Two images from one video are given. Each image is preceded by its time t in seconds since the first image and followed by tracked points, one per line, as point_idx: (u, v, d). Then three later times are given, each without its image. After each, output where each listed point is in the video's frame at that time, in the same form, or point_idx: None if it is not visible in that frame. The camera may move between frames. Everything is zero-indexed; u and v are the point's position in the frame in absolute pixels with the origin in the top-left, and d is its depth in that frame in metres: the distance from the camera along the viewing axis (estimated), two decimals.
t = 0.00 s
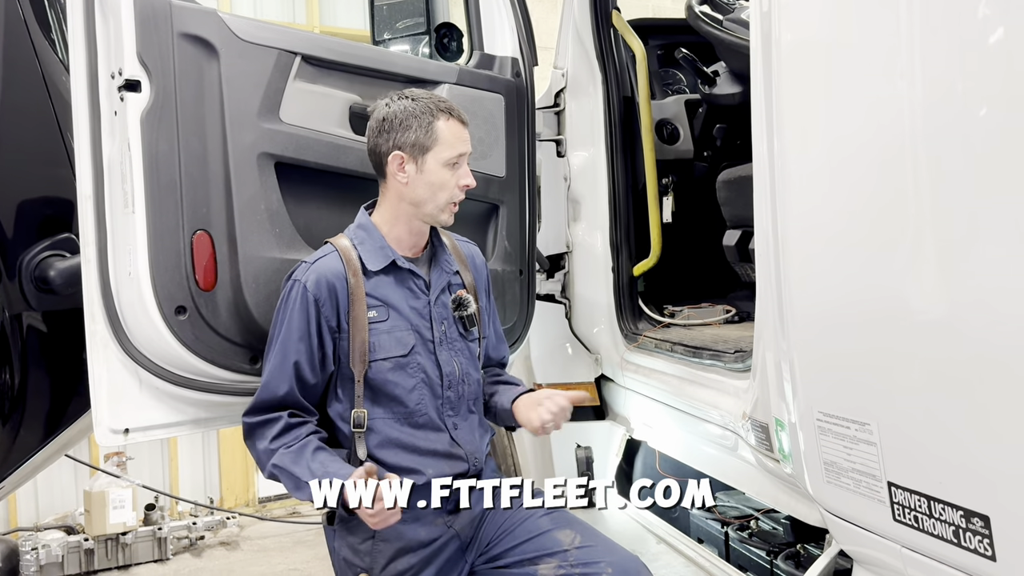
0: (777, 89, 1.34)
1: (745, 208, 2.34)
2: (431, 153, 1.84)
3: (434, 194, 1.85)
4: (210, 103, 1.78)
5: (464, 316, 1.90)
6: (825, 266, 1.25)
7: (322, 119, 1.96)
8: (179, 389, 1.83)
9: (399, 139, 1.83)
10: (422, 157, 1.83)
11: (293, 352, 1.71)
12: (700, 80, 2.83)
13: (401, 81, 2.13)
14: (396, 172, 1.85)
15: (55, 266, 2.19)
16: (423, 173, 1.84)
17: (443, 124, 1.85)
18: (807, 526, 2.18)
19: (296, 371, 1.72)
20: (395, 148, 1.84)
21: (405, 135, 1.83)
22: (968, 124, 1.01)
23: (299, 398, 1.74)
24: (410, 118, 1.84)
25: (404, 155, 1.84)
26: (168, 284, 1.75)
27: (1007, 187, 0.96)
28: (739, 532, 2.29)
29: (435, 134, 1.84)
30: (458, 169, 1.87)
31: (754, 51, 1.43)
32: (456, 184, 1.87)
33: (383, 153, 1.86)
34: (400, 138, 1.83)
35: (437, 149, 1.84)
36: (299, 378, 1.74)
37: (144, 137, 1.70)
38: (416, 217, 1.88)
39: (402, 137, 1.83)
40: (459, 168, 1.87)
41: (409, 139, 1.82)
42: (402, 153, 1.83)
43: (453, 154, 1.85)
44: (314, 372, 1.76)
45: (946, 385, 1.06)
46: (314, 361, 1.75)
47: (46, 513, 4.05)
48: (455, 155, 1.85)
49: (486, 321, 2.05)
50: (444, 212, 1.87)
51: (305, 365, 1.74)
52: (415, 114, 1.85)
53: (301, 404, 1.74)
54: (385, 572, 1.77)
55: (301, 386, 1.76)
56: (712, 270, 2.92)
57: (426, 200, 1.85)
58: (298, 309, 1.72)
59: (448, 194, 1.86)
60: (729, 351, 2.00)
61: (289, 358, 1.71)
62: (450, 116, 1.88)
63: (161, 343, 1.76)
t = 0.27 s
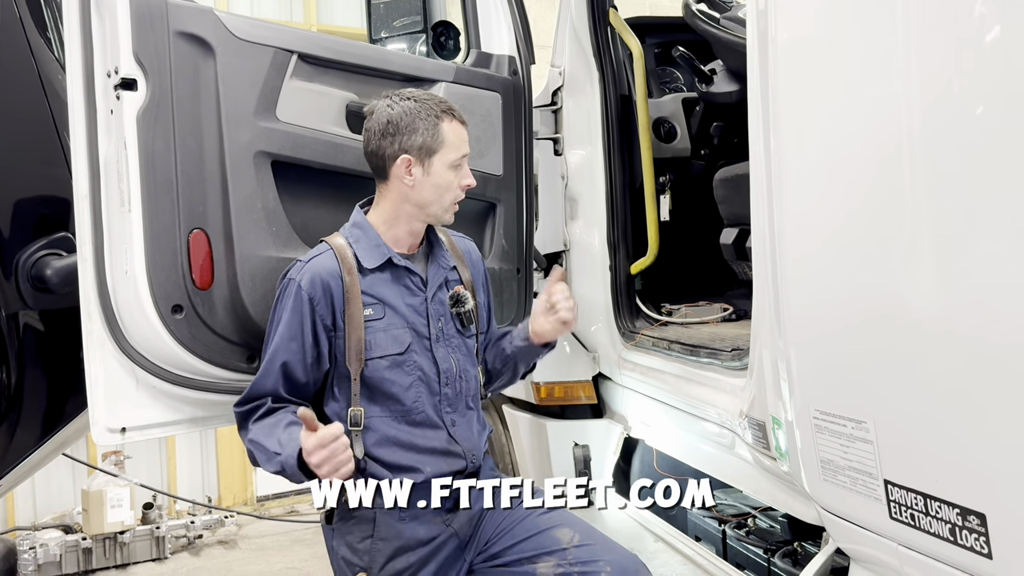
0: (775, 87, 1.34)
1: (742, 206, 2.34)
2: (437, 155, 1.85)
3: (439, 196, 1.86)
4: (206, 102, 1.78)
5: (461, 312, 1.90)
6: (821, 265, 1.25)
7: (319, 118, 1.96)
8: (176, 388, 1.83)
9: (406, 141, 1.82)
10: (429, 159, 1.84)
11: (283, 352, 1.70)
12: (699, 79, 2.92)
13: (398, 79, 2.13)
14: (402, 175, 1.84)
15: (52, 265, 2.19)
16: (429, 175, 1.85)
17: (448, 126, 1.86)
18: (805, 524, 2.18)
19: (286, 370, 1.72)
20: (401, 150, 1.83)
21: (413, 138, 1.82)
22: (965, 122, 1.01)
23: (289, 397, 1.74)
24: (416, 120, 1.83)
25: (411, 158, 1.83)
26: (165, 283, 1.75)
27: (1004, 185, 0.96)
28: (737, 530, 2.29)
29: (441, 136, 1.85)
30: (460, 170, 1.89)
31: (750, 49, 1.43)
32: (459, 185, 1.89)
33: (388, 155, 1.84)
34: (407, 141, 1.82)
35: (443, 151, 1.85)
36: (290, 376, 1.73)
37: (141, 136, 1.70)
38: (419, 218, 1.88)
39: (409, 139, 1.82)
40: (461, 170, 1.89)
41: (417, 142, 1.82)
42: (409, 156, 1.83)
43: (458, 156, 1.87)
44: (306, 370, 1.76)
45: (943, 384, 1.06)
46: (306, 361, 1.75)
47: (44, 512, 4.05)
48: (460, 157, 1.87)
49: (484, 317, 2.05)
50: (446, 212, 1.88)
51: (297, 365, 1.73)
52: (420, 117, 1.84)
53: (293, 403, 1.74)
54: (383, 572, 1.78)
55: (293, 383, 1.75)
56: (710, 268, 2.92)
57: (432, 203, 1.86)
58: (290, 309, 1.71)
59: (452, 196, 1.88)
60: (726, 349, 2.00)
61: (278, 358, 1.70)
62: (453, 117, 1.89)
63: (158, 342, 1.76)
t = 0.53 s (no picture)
0: (769, 84, 1.34)
1: (737, 202, 2.34)
2: (427, 148, 1.84)
3: (429, 189, 1.85)
4: (198, 100, 1.77)
5: (455, 306, 1.90)
6: (816, 261, 1.25)
7: (312, 115, 1.95)
8: (169, 388, 1.83)
9: (395, 135, 1.82)
10: (418, 152, 1.83)
11: (287, 349, 1.67)
12: (693, 76, 2.78)
13: (391, 76, 2.11)
14: (391, 168, 1.83)
15: (44, 264, 2.18)
16: (419, 168, 1.84)
17: (437, 118, 1.86)
18: (800, 520, 2.19)
19: (291, 369, 1.68)
20: (391, 144, 1.82)
21: (402, 131, 1.82)
22: (959, 119, 1.00)
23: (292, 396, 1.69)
24: (404, 113, 1.83)
25: (401, 151, 1.82)
26: (157, 283, 1.74)
27: (999, 181, 0.96)
28: (732, 526, 2.29)
29: (430, 129, 1.84)
30: (449, 163, 1.89)
31: (744, 45, 1.42)
32: (450, 178, 1.88)
33: (378, 149, 1.83)
34: (396, 134, 1.82)
35: (432, 144, 1.85)
36: (294, 375, 1.69)
37: (132, 135, 1.69)
38: (410, 212, 1.87)
39: (398, 132, 1.82)
40: (450, 163, 1.89)
41: (406, 134, 1.82)
42: (398, 149, 1.82)
43: (447, 149, 1.86)
44: (309, 368, 1.71)
45: (939, 381, 1.06)
46: (309, 358, 1.71)
47: (38, 512, 4.03)
48: (449, 150, 1.87)
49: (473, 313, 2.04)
50: (437, 206, 1.87)
51: (301, 363, 1.69)
52: (408, 110, 1.84)
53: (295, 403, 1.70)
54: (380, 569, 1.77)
55: (296, 383, 1.70)
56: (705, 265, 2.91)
57: (422, 196, 1.85)
58: (292, 305, 1.68)
59: (442, 189, 1.87)
60: (722, 345, 1.99)
61: (282, 355, 1.67)
62: (441, 111, 1.89)
63: (151, 341, 1.76)
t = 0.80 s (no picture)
0: (767, 82, 1.34)
1: (735, 201, 2.34)
2: (423, 150, 1.84)
3: (425, 191, 1.85)
4: (196, 99, 1.76)
5: (450, 305, 1.91)
6: (814, 260, 1.25)
7: (310, 114, 1.94)
8: (168, 387, 1.83)
9: (392, 136, 1.82)
10: (415, 154, 1.83)
11: (284, 348, 1.67)
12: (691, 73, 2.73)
13: (389, 75, 2.11)
14: (387, 169, 1.83)
15: (42, 264, 2.18)
16: (416, 170, 1.84)
17: (434, 120, 1.86)
18: (798, 519, 2.19)
19: (287, 368, 1.68)
20: (387, 145, 1.82)
21: (399, 133, 1.82)
22: (958, 117, 1.00)
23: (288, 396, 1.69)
24: (402, 115, 1.83)
25: (397, 153, 1.82)
26: (155, 282, 1.74)
27: (997, 180, 0.96)
28: (731, 524, 2.29)
29: (427, 131, 1.84)
30: (446, 165, 1.89)
31: (743, 44, 1.42)
32: (446, 180, 1.88)
33: (374, 150, 1.83)
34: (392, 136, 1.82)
35: (429, 146, 1.84)
36: (290, 374, 1.69)
37: (130, 134, 1.69)
38: (405, 213, 1.87)
39: (395, 134, 1.82)
40: (447, 165, 1.89)
41: (402, 137, 1.81)
42: (394, 151, 1.82)
43: (444, 152, 1.86)
44: (305, 368, 1.71)
45: (937, 379, 1.06)
46: (305, 357, 1.71)
47: (37, 512, 4.03)
48: (446, 152, 1.86)
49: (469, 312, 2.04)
50: (433, 207, 1.88)
51: (297, 363, 1.69)
52: (406, 111, 1.84)
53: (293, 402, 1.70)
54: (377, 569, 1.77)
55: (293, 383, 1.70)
56: (703, 263, 2.92)
57: (418, 198, 1.85)
58: (287, 305, 1.68)
59: (438, 191, 1.87)
60: (720, 344, 1.99)
61: (279, 355, 1.67)
62: (439, 112, 1.89)
63: (149, 341, 1.76)
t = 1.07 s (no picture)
0: (765, 82, 1.34)
1: (733, 201, 2.35)
2: (428, 154, 1.83)
3: (429, 194, 1.85)
4: (194, 99, 1.76)
5: (455, 309, 1.91)
6: (813, 260, 1.25)
7: (308, 114, 1.94)
8: (167, 387, 1.82)
9: (396, 140, 1.81)
10: (419, 158, 1.83)
11: (291, 350, 1.66)
12: (688, 74, 2.77)
13: (388, 75, 2.11)
14: (392, 172, 1.83)
15: (41, 264, 2.19)
16: (420, 173, 1.83)
17: (439, 123, 1.86)
18: (797, 518, 2.20)
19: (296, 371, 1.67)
20: (392, 149, 1.82)
21: (404, 137, 1.82)
22: (956, 117, 1.01)
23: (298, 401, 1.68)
24: (406, 118, 1.83)
25: (402, 156, 1.82)
26: (154, 282, 1.74)
27: (995, 179, 0.96)
28: (730, 523, 2.29)
29: (431, 134, 1.84)
30: (450, 168, 1.88)
31: (741, 43, 1.42)
32: (451, 183, 1.88)
33: (379, 153, 1.83)
34: (397, 140, 1.82)
35: (433, 149, 1.84)
36: (297, 377, 1.68)
37: (128, 134, 1.69)
38: (409, 216, 1.87)
39: (399, 138, 1.82)
40: (451, 167, 1.88)
41: (407, 140, 1.81)
42: (400, 154, 1.82)
43: (448, 155, 1.86)
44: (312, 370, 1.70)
45: (936, 376, 1.06)
46: (311, 359, 1.70)
47: (35, 512, 4.03)
48: (450, 155, 1.86)
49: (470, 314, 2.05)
50: (437, 210, 1.88)
51: (304, 365, 1.68)
52: (410, 115, 1.83)
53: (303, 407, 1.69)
54: (373, 570, 1.76)
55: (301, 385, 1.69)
56: (701, 263, 2.92)
57: (422, 201, 1.85)
58: (294, 307, 1.67)
59: (442, 194, 1.87)
60: (719, 343, 1.99)
61: (287, 357, 1.66)
62: (443, 115, 1.88)
63: (148, 341, 1.75)
